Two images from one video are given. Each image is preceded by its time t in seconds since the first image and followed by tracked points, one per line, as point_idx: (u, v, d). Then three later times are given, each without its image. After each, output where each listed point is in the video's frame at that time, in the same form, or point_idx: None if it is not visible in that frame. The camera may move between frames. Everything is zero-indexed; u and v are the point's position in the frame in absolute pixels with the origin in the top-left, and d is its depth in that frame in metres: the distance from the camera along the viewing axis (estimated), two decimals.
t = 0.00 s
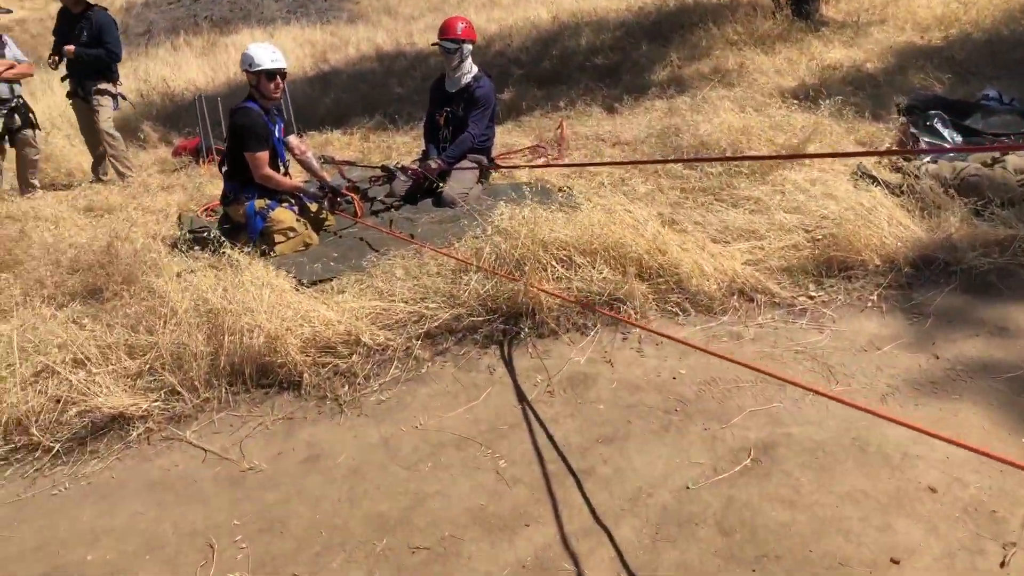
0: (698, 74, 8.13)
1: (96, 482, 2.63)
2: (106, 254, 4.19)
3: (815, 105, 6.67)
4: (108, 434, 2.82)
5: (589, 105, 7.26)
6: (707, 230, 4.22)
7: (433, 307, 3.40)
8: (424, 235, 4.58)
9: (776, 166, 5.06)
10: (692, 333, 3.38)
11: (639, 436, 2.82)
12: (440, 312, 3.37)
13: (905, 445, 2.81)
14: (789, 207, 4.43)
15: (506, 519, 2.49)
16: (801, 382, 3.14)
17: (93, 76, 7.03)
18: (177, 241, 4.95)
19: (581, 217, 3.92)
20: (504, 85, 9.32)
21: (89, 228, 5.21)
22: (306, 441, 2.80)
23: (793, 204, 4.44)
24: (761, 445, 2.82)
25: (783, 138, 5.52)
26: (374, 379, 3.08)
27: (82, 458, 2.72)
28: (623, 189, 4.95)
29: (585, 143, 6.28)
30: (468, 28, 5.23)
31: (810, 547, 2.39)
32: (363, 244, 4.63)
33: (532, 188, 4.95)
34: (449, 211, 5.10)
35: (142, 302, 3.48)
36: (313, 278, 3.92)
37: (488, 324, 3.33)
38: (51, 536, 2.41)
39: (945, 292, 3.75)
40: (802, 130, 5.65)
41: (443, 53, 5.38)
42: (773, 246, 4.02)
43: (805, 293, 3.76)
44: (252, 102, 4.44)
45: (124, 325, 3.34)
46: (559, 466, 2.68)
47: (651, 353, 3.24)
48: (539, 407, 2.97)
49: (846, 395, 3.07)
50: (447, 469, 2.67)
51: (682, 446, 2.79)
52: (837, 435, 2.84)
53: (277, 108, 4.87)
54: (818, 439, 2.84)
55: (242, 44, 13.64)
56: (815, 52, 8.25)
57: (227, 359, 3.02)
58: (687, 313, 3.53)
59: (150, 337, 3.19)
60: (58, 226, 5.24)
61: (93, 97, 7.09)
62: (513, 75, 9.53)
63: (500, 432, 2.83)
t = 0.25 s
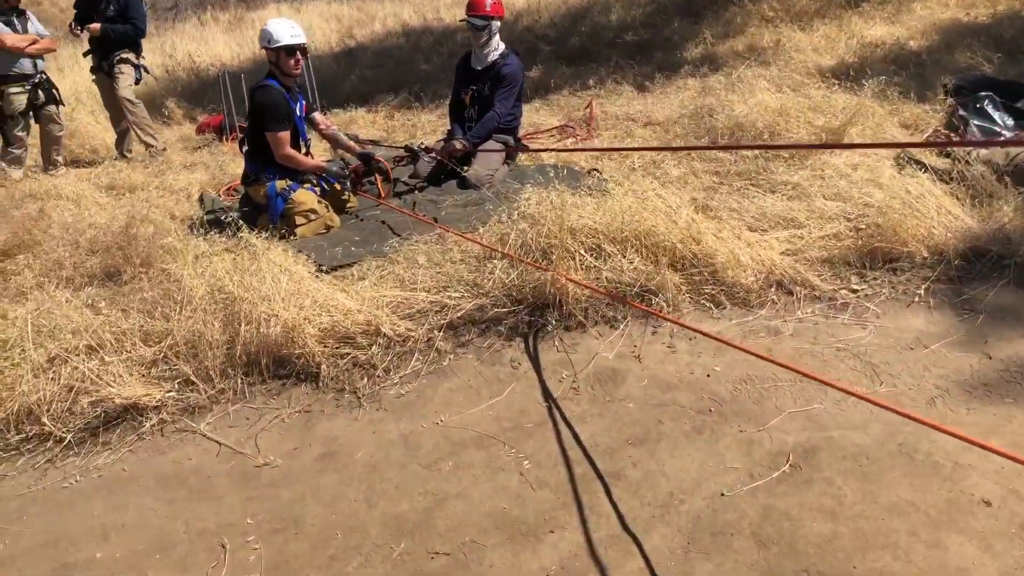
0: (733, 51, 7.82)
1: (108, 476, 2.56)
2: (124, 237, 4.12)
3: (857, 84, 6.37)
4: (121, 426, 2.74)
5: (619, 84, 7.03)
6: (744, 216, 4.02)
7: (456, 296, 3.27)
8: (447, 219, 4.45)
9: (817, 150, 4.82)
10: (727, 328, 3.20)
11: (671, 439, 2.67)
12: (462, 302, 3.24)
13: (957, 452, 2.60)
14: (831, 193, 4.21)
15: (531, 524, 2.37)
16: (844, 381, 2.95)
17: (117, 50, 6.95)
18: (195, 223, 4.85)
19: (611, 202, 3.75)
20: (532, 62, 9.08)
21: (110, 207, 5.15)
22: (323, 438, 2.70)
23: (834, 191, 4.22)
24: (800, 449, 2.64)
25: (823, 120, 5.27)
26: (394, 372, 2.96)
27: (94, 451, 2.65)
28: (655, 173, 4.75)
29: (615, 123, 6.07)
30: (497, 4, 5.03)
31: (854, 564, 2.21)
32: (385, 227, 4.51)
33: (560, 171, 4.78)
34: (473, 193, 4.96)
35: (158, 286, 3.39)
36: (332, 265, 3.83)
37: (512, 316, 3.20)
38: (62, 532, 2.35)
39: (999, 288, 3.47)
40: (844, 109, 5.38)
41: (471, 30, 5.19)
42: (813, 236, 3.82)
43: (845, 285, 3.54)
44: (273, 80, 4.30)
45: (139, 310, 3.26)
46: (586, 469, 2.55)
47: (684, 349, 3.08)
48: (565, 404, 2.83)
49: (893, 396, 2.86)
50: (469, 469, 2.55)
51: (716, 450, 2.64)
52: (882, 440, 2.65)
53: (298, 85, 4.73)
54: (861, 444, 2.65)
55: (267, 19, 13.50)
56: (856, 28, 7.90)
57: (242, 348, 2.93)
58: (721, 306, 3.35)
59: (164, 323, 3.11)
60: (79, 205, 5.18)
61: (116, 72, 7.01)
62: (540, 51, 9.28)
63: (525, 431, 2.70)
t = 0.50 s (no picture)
0: (769, 34, 7.49)
1: (106, 482, 2.46)
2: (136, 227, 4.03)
3: (900, 70, 6.04)
4: (120, 428, 2.65)
5: (649, 68, 6.76)
6: (780, 210, 3.79)
7: (472, 295, 3.12)
8: (466, 210, 4.28)
9: (858, 141, 4.55)
10: (760, 334, 2.99)
11: (697, 456, 2.49)
12: (479, 301, 3.08)
13: (1014, 477, 2.37)
14: (873, 188, 3.96)
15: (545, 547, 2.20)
16: (887, 394, 2.71)
17: (140, 31, 6.84)
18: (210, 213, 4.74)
19: (639, 196, 3.56)
20: (559, 44, 8.82)
21: (125, 193, 5.07)
22: (329, 446, 2.56)
23: (877, 185, 3.96)
24: (838, 471, 2.44)
25: (866, 103, 4.96)
26: (406, 376, 2.82)
27: (93, 454, 2.57)
28: (685, 165, 4.53)
29: (644, 110, 5.83)
30: None
31: None
32: (402, 218, 4.36)
33: (585, 161, 4.59)
34: (494, 182, 4.79)
35: (165, 279, 3.29)
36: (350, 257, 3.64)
37: (531, 317, 3.03)
38: (55, 541, 2.25)
39: None
40: (888, 93, 5.08)
41: (495, 11, 4.98)
42: (853, 233, 3.57)
43: (887, 289, 3.26)
44: (287, 63, 4.17)
45: (144, 304, 3.16)
46: (606, 487, 2.38)
47: (713, 357, 2.89)
48: (585, 415, 2.66)
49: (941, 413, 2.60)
50: (481, 485, 2.40)
51: (745, 469, 2.45)
52: (928, 462, 2.44)
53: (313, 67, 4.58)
54: (906, 466, 2.44)
55: None
56: (899, 9, 7.52)
57: (246, 347, 2.81)
58: (754, 309, 3.14)
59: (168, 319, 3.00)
60: (95, 190, 5.11)
61: (142, 52, 6.89)
62: (568, 33, 9.01)
63: (542, 444, 2.54)
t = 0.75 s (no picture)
0: (797, 27, 7.24)
1: (92, 495, 2.38)
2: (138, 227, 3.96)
3: (934, 66, 5.79)
4: (110, 439, 2.58)
5: (670, 62, 6.56)
6: (806, 214, 3.59)
7: (479, 303, 2.99)
8: (477, 211, 4.14)
9: (889, 141, 4.33)
10: (781, 348, 2.81)
11: (713, 482, 2.32)
12: (485, 310, 2.95)
13: None
14: (904, 191, 3.75)
15: None
16: (917, 417, 2.53)
17: (154, 22, 6.74)
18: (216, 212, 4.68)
19: (657, 199, 3.40)
20: (578, 37, 8.63)
21: (133, 190, 5.00)
22: (324, 463, 2.45)
23: (908, 189, 3.76)
24: (864, 500, 2.25)
25: (898, 99, 4.72)
26: (407, 389, 2.70)
27: (80, 466, 2.49)
28: (706, 166, 4.35)
29: (665, 106, 5.64)
30: None
31: None
32: (411, 218, 4.23)
33: (602, 161, 4.42)
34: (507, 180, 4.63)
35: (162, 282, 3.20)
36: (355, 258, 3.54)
37: (539, 328, 2.89)
38: (37, 556, 2.17)
39: None
40: (921, 90, 4.84)
41: (511, 3, 4.83)
42: (881, 241, 3.36)
43: (918, 301, 3.05)
44: (291, 56, 4.16)
45: (141, 308, 3.08)
46: (614, 514, 2.23)
47: (731, 374, 2.72)
48: (594, 434, 2.51)
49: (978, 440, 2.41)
50: (482, 508, 2.26)
51: (764, 497, 2.27)
52: (963, 493, 2.25)
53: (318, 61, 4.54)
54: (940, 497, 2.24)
55: None
56: (933, 2, 7.24)
57: (241, 356, 2.72)
58: (775, 321, 2.95)
59: (163, 326, 2.93)
60: (103, 186, 5.05)
61: (156, 43, 6.77)
62: (588, 26, 8.81)
63: (547, 465, 2.40)
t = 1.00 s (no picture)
0: (822, 27, 7.03)
1: (78, 517, 2.32)
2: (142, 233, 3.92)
3: (967, 69, 5.56)
4: (99, 457, 2.52)
5: (690, 63, 6.39)
6: (832, 223, 3.40)
7: (485, 318, 2.87)
8: (487, 219, 4.01)
9: (920, 147, 4.13)
10: (803, 371, 2.65)
11: (728, 517, 2.17)
12: (491, 326, 2.84)
13: None
14: (938, 198, 3.53)
15: None
16: (948, 449, 2.34)
17: (169, 21, 6.71)
18: (223, 215, 4.61)
19: (673, 210, 3.25)
20: (598, 37, 8.47)
21: (141, 192, 4.95)
22: (321, 489, 2.35)
23: (941, 198, 3.56)
24: (892, 542, 2.08)
25: (929, 102, 4.53)
26: (408, 410, 2.60)
27: (68, 485, 2.43)
28: (726, 173, 4.20)
29: (685, 109, 5.47)
30: None
31: None
32: (420, 225, 4.12)
33: (618, 168, 4.28)
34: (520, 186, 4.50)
35: (162, 291, 3.13)
36: (362, 267, 3.46)
37: (548, 346, 2.76)
38: None
39: None
40: (954, 94, 4.63)
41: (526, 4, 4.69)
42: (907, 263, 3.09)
43: (950, 323, 2.84)
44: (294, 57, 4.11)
45: (138, 319, 3.02)
46: (623, 550, 2.09)
47: (748, 400, 2.56)
48: (603, 461, 2.38)
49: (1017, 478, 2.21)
50: (483, 540, 2.14)
51: (781, 535, 2.11)
52: (1000, 536, 2.07)
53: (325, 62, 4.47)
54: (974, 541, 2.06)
55: None
56: (965, 2, 7.00)
57: (237, 373, 2.65)
58: (796, 342, 2.77)
59: (160, 340, 2.86)
60: (113, 189, 5.01)
61: (171, 42, 6.72)
62: (608, 25, 8.64)
63: (553, 495, 2.28)
